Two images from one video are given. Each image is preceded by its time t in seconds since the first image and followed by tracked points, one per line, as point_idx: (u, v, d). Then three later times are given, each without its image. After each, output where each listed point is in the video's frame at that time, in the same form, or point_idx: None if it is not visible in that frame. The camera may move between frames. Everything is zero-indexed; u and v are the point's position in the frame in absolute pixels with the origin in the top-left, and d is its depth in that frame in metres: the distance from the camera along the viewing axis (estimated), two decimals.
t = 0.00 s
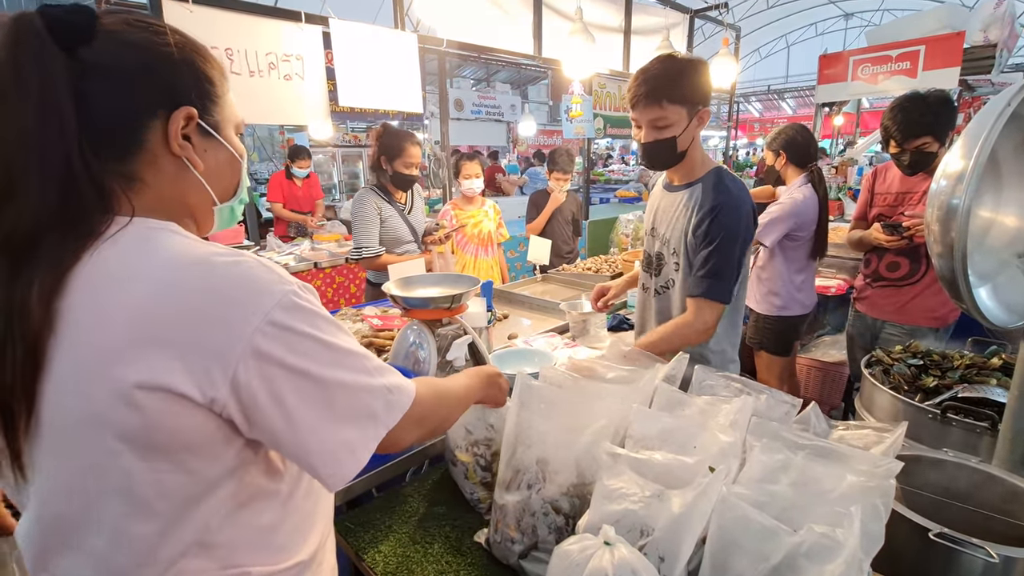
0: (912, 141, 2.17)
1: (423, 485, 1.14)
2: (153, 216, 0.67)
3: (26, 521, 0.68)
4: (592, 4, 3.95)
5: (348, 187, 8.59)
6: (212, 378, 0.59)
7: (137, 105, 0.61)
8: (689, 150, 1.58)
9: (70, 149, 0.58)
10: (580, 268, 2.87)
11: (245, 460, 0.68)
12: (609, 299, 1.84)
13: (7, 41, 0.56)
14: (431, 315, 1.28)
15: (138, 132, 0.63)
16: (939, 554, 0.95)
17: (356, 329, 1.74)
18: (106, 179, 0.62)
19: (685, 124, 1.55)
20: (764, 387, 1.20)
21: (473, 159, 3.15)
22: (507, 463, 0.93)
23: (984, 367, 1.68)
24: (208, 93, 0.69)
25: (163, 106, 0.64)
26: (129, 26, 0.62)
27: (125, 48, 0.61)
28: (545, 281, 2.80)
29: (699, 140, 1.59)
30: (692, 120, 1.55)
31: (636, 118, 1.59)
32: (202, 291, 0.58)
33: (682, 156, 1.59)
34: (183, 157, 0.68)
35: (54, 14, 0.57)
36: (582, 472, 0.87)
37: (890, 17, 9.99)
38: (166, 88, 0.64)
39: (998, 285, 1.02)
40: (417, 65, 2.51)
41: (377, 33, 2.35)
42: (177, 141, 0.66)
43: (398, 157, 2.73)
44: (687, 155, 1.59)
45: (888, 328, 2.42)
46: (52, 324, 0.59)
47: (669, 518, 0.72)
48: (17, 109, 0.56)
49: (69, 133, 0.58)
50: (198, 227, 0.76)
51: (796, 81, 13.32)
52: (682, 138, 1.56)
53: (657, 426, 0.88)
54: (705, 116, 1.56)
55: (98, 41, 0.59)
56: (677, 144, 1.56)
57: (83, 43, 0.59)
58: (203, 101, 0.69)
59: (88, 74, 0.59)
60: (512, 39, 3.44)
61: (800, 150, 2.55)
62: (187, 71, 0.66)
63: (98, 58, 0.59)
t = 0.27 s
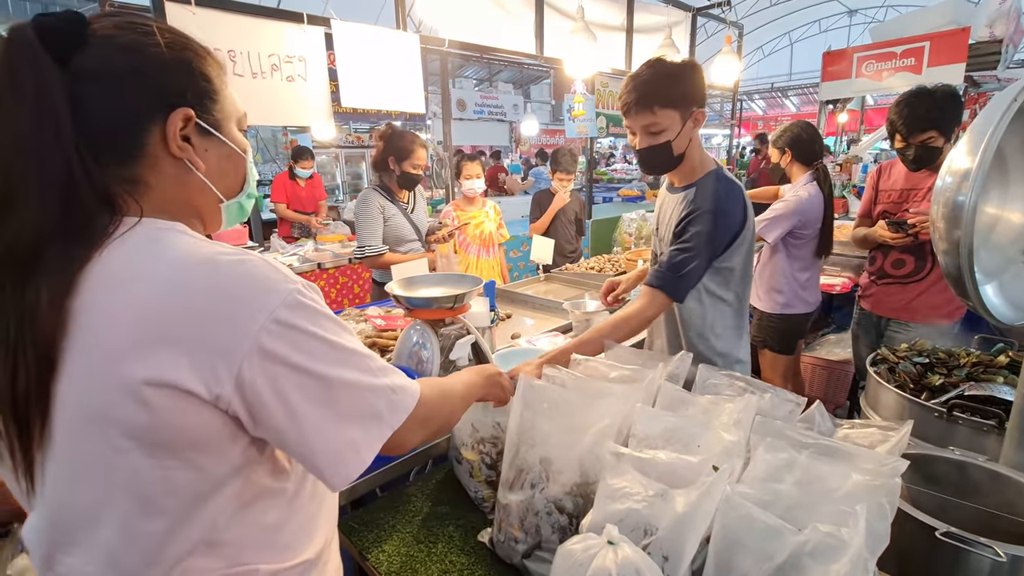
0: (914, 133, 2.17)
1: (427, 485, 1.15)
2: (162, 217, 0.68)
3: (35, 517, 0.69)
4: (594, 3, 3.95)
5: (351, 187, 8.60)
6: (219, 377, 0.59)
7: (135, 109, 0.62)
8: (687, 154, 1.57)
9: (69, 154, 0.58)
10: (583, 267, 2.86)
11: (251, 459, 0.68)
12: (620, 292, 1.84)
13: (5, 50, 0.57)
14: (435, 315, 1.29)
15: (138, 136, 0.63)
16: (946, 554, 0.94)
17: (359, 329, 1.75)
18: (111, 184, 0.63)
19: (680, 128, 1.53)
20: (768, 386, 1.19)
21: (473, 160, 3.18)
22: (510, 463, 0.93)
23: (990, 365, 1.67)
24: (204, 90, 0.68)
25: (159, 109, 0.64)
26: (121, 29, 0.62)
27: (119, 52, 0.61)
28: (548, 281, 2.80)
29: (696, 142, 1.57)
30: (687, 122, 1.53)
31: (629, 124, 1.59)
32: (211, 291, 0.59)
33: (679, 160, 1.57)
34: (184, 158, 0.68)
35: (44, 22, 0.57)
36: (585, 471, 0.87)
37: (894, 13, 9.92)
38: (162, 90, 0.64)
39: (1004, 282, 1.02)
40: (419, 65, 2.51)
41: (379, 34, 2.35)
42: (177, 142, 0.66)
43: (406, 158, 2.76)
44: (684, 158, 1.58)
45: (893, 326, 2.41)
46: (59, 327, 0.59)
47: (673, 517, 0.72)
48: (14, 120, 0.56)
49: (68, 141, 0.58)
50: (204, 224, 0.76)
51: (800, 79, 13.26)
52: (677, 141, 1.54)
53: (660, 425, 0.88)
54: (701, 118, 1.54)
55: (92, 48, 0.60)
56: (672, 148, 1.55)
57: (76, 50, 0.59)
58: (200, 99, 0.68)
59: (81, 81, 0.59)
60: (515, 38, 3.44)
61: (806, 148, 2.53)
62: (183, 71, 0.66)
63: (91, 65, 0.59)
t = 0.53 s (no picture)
0: (893, 108, 2.35)
1: (429, 486, 1.14)
2: (162, 220, 0.68)
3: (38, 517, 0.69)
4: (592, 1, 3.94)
5: (352, 188, 8.60)
6: (216, 378, 0.59)
7: (123, 117, 0.62)
8: (682, 151, 1.56)
9: (63, 170, 0.60)
10: (584, 266, 2.86)
11: (252, 461, 0.68)
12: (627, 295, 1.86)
13: None
14: (435, 316, 1.29)
15: (131, 144, 0.63)
16: (950, 550, 0.94)
17: (360, 330, 1.75)
18: (108, 189, 0.63)
19: (672, 127, 1.52)
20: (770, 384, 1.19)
21: (472, 160, 3.19)
22: (512, 462, 0.93)
23: (993, 360, 1.66)
24: (197, 90, 0.67)
25: (149, 115, 0.64)
26: (107, 36, 0.61)
27: (106, 59, 0.61)
28: (549, 280, 2.80)
29: (691, 140, 1.56)
30: (681, 121, 1.52)
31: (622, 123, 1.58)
32: (208, 291, 0.59)
33: (674, 158, 1.57)
34: (178, 164, 0.68)
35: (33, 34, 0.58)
36: (586, 470, 0.87)
37: (894, 8, 9.89)
38: (152, 96, 0.63)
39: (1007, 277, 1.01)
40: (418, 66, 2.51)
41: (378, 34, 2.35)
42: (169, 144, 0.66)
43: (407, 157, 2.76)
44: (679, 156, 1.57)
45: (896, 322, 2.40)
46: (58, 327, 0.59)
47: (675, 516, 0.72)
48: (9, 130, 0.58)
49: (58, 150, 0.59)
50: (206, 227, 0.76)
51: (800, 75, 13.22)
52: (670, 138, 1.53)
53: (661, 423, 0.88)
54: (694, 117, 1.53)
55: (82, 57, 0.60)
56: (665, 146, 1.55)
57: (66, 61, 0.60)
58: (193, 100, 0.67)
59: (71, 92, 0.60)
60: (514, 37, 3.43)
61: (808, 144, 2.53)
62: (176, 73, 0.65)
63: (78, 76, 0.60)
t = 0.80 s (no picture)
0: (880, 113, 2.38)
1: (431, 485, 1.15)
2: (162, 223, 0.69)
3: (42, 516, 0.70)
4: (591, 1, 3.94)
5: (353, 189, 8.60)
6: (213, 379, 0.60)
7: (122, 121, 0.62)
8: (688, 156, 1.56)
9: (63, 169, 0.60)
10: (584, 266, 2.86)
11: (254, 462, 0.69)
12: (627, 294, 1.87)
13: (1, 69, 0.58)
14: (436, 316, 1.29)
15: (131, 146, 0.63)
16: (950, 547, 0.94)
17: (361, 330, 1.75)
18: (110, 192, 0.64)
19: (674, 135, 1.52)
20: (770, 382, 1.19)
21: (472, 159, 3.18)
22: (513, 461, 0.93)
23: (993, 358, 1.67)
24: (197, 96, 0.67)
25: (149, 118, 0.64)
26: (108, 40, 0.62)
27: (106, 62, 0.61)
28: (549, 279, 2.80)
29: (697, 142, 1.55)
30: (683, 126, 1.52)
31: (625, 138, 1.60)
32: (206, 293, 0.59)
33: (682, 164, 1.57)
34: (178, 167, 0.68)
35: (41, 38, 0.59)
36: (587, 469, 0.87)
37: (894, 7, 9.90)
38: (153, 100, 0.63)
39: (1005, 276, 1.02)
40: (418, 66, 2.51)
41: (378, 35, 2.36)
42: (169, 148, 0.66)
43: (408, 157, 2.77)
44: (687, 160, 1.58)
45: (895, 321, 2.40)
46: (57, 328, 0.60)
47: (675, 514, 0.72)
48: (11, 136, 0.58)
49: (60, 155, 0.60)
50: (205, 232, 0.77)
51: (800, 74, 13.22)
52: (676, 146, 1.54)
53: (661, 423, 0.88)
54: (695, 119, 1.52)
55: (85, 62, 0.61)
56: (671, 154, 1.55)
57: (69, 65, 0.60)
58: (192, 104, 0.67)
59: (73, 96, 0.60)
60: (513, 37, 3.44)
61: (807, 142, 2.53)
62: (175, 78, 0.65)
63: (82, 80, 0.60)
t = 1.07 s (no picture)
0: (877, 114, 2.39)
1: (432, 485, 1.15)
2: (164, 222, 0.67)
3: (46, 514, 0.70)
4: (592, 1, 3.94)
5: (353, 189, 8.60)
6: (215, 381, 0.60)
7: (137, 118, 0.62)
8: (676, 152, 1.57)
9: (76, 159, 0.60)
10: (585, 266, 2.87)
11: (255, 462, 0.69)
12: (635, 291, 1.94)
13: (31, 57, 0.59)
14: (437, 316, 1.29)
15: (145, 142, 0.63)
16: (950, 546, 0.94)
17: (362, 330, 1.75)
18: (115, 188, 0.63)
19: (662, 129, 1.53)
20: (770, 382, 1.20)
21: (476, 160, 3.16)
22: (514, 461, 0.94)
23: (993, 358, 1.67)
24: (215, 102, 0.68)
25: (167, 116, 0.64)
26: (146, 39, 0.62)
27: (138, 60, 0.61)
28: (550, 280, 2.81)
29: (690, 134, 1.54)
30: (670, 123, 1.52)
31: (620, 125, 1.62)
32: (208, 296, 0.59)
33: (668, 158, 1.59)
34: (190, 165, 0.68)
35: (83, 31, 0.60)
36: (589, 469, 0.88)
37: (893, 8, 9.91)
38: (175, 101, 0.64)
39: (1005, 276, 1.02)
40: (418, 66, 2.51)
41: (378, 36, 2.36)
42: (182, 150, 0.66)
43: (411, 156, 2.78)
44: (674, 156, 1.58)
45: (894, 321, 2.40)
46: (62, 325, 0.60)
47: (676, 514, 0.72)
48: (30, 126, 0.58)
49: (74, 149, 0.59)
50: (210, 238, 0.76)
51: (800, 74, 13.23)
52: (663, 139, 1.55)
53: (662, 422, 0.88)
54: (685, 119, 1.51)
55: (117, 53, 0.61)
56: (657, 147, 1.56)
57: (99, 55, 0.60)
58: (210, 110, 0.67)
59: (98, 88, 0.60)
60: (514, 38, 3.44)
61: (807, 142, 2.53)
62: (198, 81, 0.65)
63: (111, 73, 0.60)
